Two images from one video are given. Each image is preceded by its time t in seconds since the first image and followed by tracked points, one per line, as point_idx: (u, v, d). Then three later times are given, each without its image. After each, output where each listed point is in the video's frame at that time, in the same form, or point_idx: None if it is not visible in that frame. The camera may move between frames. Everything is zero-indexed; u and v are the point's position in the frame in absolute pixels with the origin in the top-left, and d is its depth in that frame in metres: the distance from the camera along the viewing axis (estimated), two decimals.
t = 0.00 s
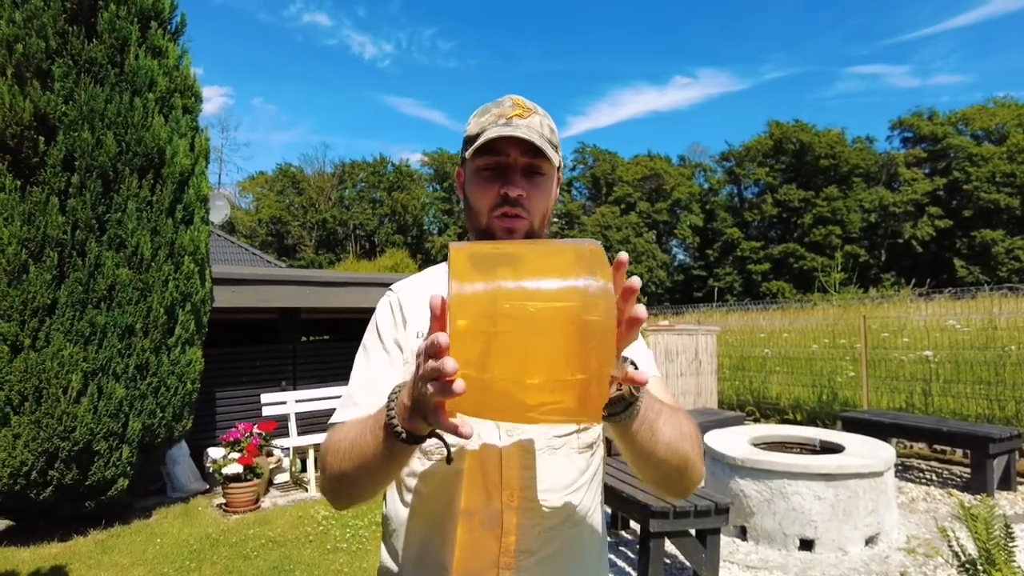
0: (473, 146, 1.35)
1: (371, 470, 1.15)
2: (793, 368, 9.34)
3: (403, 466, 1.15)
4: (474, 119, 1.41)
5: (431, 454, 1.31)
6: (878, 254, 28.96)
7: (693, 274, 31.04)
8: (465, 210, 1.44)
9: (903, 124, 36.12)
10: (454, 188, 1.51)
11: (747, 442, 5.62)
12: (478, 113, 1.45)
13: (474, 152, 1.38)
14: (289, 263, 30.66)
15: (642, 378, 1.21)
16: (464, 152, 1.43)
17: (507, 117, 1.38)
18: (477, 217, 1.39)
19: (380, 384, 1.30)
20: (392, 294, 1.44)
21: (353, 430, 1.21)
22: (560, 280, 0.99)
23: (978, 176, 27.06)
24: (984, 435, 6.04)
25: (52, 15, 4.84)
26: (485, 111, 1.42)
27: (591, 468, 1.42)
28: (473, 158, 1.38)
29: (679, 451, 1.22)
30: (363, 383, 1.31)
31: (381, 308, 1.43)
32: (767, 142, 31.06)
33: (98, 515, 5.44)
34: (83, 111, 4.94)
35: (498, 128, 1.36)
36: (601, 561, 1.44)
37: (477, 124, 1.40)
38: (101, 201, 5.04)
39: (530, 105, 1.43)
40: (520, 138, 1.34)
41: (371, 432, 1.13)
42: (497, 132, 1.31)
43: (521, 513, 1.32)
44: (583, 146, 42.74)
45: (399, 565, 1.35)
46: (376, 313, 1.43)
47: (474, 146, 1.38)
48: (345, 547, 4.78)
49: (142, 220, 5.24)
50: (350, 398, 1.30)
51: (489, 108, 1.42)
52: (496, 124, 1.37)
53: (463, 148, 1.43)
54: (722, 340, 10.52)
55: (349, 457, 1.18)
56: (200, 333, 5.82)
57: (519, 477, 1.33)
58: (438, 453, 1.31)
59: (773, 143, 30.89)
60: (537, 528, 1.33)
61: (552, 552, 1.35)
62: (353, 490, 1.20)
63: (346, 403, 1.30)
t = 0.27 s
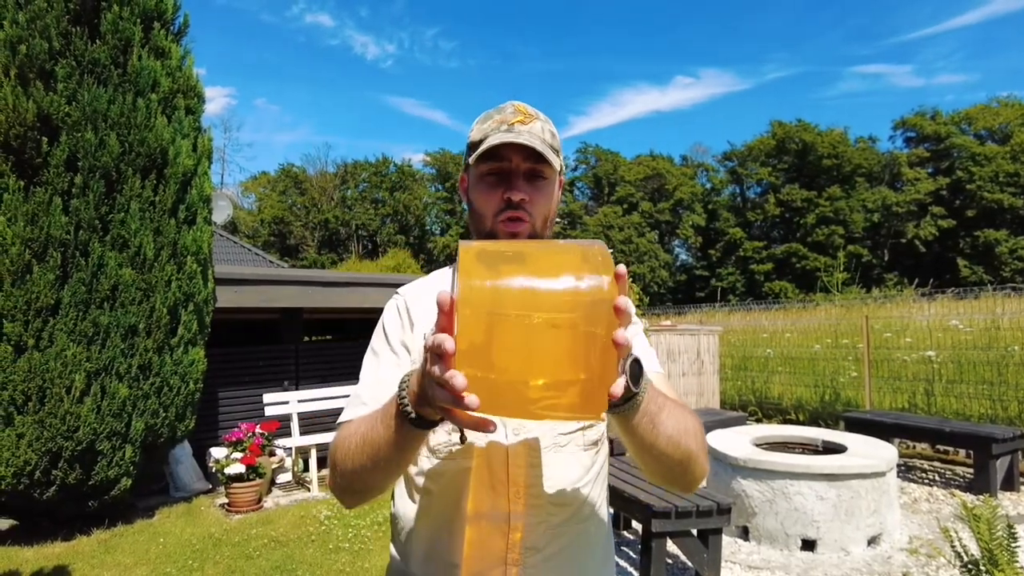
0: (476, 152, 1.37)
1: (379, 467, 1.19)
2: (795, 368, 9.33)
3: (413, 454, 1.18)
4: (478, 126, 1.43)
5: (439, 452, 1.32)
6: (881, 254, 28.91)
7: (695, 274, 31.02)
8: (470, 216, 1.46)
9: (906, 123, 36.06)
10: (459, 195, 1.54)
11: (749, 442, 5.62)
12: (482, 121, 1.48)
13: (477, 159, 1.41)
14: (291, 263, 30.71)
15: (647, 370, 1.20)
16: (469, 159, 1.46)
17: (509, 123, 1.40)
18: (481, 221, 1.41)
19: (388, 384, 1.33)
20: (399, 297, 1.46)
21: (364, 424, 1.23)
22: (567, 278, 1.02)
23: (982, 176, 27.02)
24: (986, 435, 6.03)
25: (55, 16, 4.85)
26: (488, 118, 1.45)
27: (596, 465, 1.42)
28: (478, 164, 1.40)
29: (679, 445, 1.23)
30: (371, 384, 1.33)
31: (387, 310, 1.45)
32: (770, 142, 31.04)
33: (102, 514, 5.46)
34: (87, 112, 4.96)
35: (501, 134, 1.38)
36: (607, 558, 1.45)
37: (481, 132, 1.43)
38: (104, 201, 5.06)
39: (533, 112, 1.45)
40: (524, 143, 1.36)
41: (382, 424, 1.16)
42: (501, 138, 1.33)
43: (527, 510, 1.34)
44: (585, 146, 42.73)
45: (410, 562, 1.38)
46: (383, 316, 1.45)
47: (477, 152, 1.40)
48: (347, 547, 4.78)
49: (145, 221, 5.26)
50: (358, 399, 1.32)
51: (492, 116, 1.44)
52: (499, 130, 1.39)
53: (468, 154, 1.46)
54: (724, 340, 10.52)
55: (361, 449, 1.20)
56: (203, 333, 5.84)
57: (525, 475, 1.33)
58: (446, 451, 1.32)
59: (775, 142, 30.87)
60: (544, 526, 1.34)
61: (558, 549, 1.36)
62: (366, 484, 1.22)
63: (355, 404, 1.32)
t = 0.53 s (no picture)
0: (474, 157, 1.38)
1: (378, 471, 1.20)
2: (796, 368, 9.33)
3: (416, 454, 1.18)
4: (476, 129, 1.44)
5: (445, 451, 1.34)
6: (883, 254, 28.87)
7: (696, 274, 30.99)
8: (470, 217, 1.48)
9: (908, 123, 36.01)
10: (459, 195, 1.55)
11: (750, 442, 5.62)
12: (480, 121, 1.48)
13: (475, 162, 1.42)
14: (292, 263, 30.73)
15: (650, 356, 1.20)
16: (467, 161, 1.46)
17: (508, 127, 1.40)
18: (481, 223, 1.44)
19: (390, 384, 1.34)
20: (400, 299, 1.47)
21: (367, 425, 1.24)
22: (566, 283, 1.00)
23: (984, 176, 26.98)
24: (988, 436, 6.02)
25: (57, 17, 4.86)
26: (486, 119, 1.45)
27: (596, 462, 1.45)
28: (477, 168, 1.41)
29: (685, 429, 1.23)
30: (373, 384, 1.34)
31: (388, 312, 1.46)
32: (772, 142, 31.01)
33: (103, 514, 5.46)
34: (89, 113, 4.97)
35: (498, 138, 1.38)
36: (608, 556, 1.46)
37: (479, 134, 1.43)
38: (105, 202, 5.06)
39: (531, 112, 1.45)
40: (521, 147, 1.37)
41: (384, 425, 1.17)
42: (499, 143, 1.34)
43: (530, 506, 1.34)
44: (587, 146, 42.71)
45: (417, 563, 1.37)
46: (383, 318, 1.46)
47: (475, 155, 1.41)
48: (348, 546, 4.78)
49: (147, 221, 5.27)
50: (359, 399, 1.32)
51: (490, 117, 1.44)
52: (496, 133, 1.40)
53: (467, 156, 1.47)
54: (725, 340, 10.51)
55: (364, 451, 1.21)
56: (204, 333, 5.85)
57: (526, 470, 1.35)
58: (452, 450, 1.34)
59: (777, 142, 30.84)
60: (547, 521, 1.35)
61: (562, 545, 1.37)
62: (370, 485, 1.23)
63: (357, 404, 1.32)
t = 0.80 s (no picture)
0: (464, 159, 1.38)
1: (375, 473, 1.20)
2: (798, 368, 9.32)
3: (411, 454, 1.18)
4: (466, 129, 1.43)
5: (445, 453, 1.35)
6: (885, 254, 28.83)
7: (698, 274, 30.97)
8: (462, 215, 1.49)
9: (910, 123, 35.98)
10: (452, 192, 1.56)
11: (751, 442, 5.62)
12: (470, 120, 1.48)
13: (466, 162, 1.42)
14: (294, 263, 30.76)
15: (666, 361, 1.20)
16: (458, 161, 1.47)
17: (497, 126, 1.39)
18: (474, 223, 1.45)
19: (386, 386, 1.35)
20: (394, 301, 1.48)
21: (361, 427, 1.23)
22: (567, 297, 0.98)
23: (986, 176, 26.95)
24: (990, 436, 6.01)
25: (59, 17, 4.87)
26: (477, 118, 1.44)
27: (593, 460, 1.45)
28: (467, 169, 1.42)
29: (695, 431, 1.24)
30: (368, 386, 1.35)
31: (383, 314, 1.47)
32: (773, 142, 30.99)
33: (105, 513, 5.47)
34: (91, 113, 4.97)
35: (488, 139, 1.38)
36: (608, 554, 1.47)
37: (469, 133, 1.43)
38: (107, 202, 5.07)
39: (520, 110, 1.45)
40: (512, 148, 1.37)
41: (377, 428, 1.16)
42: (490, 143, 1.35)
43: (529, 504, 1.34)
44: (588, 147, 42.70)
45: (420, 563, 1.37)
46: (378, 320, 1.47)
47: (465, 156, 1.41)
48: (349, 546, 4.79)
49: (148, 221, 5.27)
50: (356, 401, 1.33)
51: (480, 116, 1.44)
52: (486, 133, 1.40)
53: (458, 156, 1.47)
54: (726, 340, 10.50)
55: (360, 454, 1.21)
56: (205, 333, 5.85)
57: (524, 469, 1.35)
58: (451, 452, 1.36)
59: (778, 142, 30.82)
60: (547, 519, 1.35)
61: (563, 542, 1.37)
62: (367, 487, 1.23)
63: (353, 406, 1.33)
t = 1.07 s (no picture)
0: (467, 162, 1.39)
1: (379, 464, 1.20)
2: (799, 368, 9.31)
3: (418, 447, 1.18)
4: (469, 132, 1.43)
5: (444, 450, 1.35)
6: (886, 254, 28.80)
7: (699, 274, 30.95)
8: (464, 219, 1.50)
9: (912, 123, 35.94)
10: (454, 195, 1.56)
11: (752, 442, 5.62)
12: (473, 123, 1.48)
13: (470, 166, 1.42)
14: (295, 263, 30.79)
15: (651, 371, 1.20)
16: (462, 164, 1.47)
17: (500, 130, 1.40)
18: (476, 226, 1.45)
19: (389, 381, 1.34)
20: (397, 298, 1.48)
21: (367, 419, 1.23)
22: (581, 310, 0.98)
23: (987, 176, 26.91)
24: (991, 436, 6.01)
25: (60, 17, 4.87)
26: (480, 122, 1.45)
27: (592, 460, 1.46)
28: (470, 172, 1.42)
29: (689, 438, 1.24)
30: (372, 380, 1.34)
31: (386, 310, 1.47)
32: (774, 142, 30.97)
33: (106, 513, 5.47)
34: (92, 113, 4.98)
35: (491, 143, 1.38)
36: (607, 553, 1.47)
37: (472, 137, 1.43)
38: (108, 202, 5.08)
39: (523, 113, 1.45)
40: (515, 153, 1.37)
41: (386, 420, 1.16)
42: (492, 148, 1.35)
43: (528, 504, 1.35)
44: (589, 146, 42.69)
45: (420, 562, 1.37)
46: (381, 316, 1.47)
47: (468, 159, 1.42)
48: (350, 546, 4.79)
49: (149, 221, 5.28)
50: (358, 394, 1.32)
51: (483, 120, 1.44)
52: (489, 137, 1.40)
53: (461, 159, 1.47)
54: (727, 340, 10.49)
55: (364, 445, 1.20)
56: (206, 333, 5.85)
57: (524, 469, 1.35)
58: (450, 449, 1.36)
59: (779, 142, 30.80)
60: (546, 519, 1.36)
61: (562, 542, 1.37)
62: (371, 480, 1.23)
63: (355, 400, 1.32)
